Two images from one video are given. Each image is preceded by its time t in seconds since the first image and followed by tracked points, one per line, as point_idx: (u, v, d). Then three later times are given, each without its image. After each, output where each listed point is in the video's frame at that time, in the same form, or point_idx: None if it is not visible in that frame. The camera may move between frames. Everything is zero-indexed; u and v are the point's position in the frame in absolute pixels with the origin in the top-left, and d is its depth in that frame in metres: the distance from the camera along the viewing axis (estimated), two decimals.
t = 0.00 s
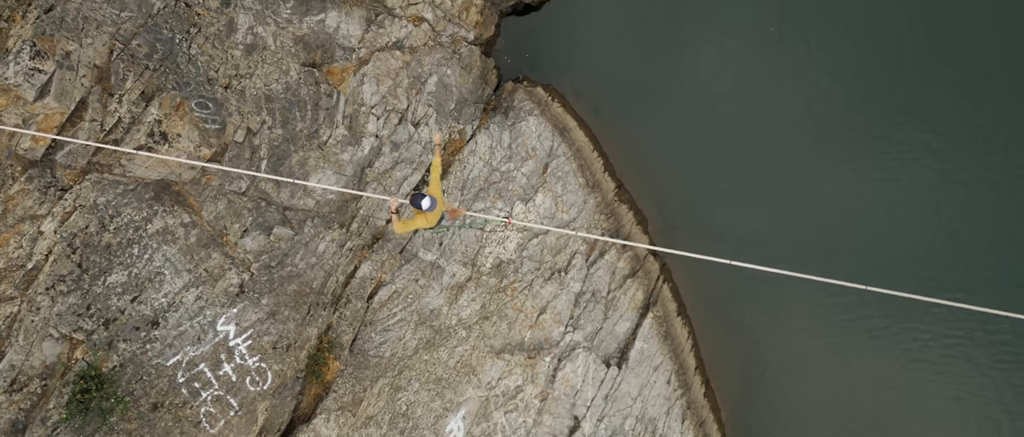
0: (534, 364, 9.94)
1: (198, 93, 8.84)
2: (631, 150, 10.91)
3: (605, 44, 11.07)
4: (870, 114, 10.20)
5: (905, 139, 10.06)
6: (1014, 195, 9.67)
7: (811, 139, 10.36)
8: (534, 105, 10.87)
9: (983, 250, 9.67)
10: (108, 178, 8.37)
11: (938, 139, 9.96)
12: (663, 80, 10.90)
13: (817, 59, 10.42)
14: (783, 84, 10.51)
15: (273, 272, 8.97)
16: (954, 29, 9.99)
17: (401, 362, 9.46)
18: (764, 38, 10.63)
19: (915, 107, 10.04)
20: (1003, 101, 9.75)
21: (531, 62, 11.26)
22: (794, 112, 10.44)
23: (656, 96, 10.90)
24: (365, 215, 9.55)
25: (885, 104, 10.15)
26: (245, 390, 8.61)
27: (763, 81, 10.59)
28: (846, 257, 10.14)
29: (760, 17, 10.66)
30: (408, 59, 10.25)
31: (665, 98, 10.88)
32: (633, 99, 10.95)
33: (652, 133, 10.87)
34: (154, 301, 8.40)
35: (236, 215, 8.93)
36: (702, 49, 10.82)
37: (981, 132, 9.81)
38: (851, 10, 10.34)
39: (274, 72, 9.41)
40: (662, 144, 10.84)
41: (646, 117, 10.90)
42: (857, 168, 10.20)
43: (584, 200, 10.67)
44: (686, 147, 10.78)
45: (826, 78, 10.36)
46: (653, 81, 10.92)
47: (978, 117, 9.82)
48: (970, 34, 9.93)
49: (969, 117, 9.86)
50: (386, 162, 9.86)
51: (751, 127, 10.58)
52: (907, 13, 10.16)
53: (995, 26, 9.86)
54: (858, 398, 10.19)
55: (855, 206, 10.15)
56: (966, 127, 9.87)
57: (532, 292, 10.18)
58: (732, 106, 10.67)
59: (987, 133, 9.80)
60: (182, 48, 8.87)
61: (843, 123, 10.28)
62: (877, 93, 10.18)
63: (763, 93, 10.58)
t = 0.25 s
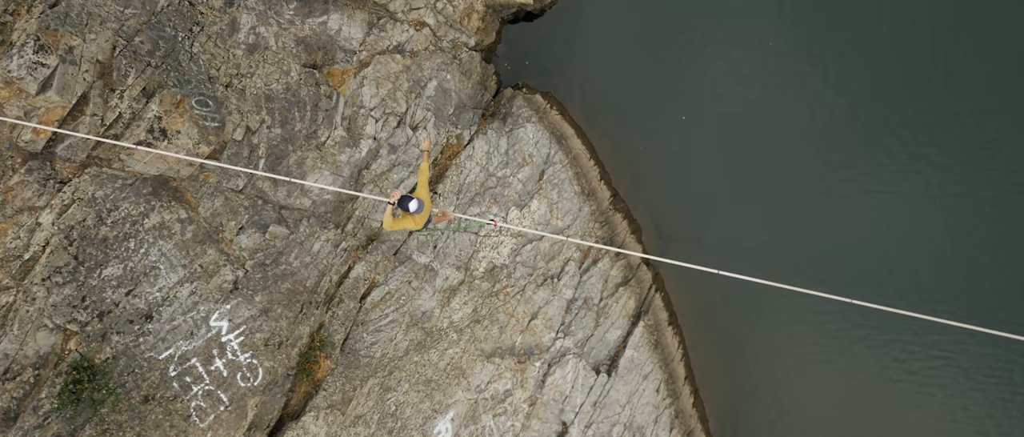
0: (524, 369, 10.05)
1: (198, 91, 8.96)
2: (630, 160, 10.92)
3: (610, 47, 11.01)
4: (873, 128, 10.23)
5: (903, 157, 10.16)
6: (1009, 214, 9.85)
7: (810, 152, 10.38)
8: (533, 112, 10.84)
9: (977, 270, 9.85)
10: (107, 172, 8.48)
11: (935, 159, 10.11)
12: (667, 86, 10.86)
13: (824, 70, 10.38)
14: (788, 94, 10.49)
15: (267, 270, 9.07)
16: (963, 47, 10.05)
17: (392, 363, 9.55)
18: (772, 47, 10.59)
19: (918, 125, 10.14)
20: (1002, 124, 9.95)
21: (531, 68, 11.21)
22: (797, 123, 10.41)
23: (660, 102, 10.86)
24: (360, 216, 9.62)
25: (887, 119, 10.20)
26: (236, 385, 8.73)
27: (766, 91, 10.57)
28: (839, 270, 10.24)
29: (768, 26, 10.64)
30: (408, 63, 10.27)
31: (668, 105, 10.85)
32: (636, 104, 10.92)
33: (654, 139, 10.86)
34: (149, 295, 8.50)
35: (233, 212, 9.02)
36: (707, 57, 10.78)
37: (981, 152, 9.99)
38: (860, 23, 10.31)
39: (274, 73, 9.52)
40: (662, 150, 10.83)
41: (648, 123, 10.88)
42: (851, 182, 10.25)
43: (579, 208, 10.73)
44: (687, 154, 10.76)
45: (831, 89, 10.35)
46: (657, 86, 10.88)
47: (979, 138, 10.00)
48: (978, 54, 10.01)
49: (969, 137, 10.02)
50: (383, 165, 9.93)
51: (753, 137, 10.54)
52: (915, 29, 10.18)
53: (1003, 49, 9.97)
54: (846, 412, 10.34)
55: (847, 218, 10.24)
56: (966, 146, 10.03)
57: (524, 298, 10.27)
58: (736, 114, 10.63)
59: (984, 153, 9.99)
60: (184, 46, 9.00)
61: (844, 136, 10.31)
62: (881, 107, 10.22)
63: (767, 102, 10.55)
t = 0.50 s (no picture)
0: (513, 375, 10.13)
1: (198, 91, 9.06)
2: (626, 170, 11.01)
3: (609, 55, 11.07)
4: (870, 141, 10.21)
5: (899, 170, 10.10)
6: (1005, 231, 9.71)
7: (805, 165, 10.42)
8: (530, 121, 10.90)
9: (970, 289, 9.75)
10: (105, 169, 8.59)
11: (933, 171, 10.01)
12: (666, 95, 10.95)
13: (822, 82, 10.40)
14: (785, 105, 10.54)
15: (260, 270, 9.17)
16: (963, 58, 9.95)
17: (382, 365, 9.64)
18: (770, 57, 10.63)
19: (916, 137, 10.07)
20: (1005, 136, 9.76)
21: (530, 77, 11.25)
22: (794, 135, 10.47)
23: (658, 111, 10.95)
24: (355, 219, 9.70)
25: (886, 131, 10.16)
26: (226, 383, 8.81)
27: (766, 102, 10.62)
28: (830, 285, 10.27)
29: (767, 37, 10.67)
30: (408, 69, 10.39)
31: (666, 114, 10.93)
32: (635, 112, 11.00)
33: (652, 149, 10.96)
34: (143, 290, 8.61)
35: (229, 212, 9.12)
36: (706, 67, 10.83)
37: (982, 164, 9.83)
38: (858, 34, 10.31)
39: (274, 74, 9.62)
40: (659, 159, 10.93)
41: (647, 132, 10.97)
42: (842, 195, 10.28)
43: (573, 217, 10.81)
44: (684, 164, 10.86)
45: (828, 101, 10.37)
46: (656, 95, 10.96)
47: (979, 151, 9.84)
48: (979, 65, 9.88)
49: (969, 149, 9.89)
50: (380, 168, 10.05)
51: (749, 148, 10.64)
52: (914, 40, 10.12)
53: (1004, 58, 9.82)
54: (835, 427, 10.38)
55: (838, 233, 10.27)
56: (966, 159, 9.90)
57: (515, 305, 10.35)
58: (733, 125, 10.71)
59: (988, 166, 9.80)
60: (186, 46, 9.10)
61: (840, 149, 10.32)
62: (879, 119, 10.18)
63: (765, 113, 10.60)
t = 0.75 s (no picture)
0: (501, 380, 10.25)
1: (198, 89, 9.16)
2: (624, 180, 11.07)
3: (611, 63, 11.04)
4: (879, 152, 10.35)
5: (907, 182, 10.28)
6: (989, 254, 10.13)
7: (812, 176, 10.48)
8: (528, 128, 10.96)
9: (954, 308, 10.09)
10: (103, 164, 8.68)
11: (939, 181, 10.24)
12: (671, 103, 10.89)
13: (825, 92, 10.47)
14: (791, 116, 10.54)
15: (253, 268, 9.26)
16: (966, 63, 10.12)
17: (372, 366, 9.75)
18: (772, 67, 10.59)
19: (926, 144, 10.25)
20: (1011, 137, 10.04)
21: (529, 85, 11.30)
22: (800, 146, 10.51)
23: (664, 120, 10.91)
24: (349, 220, 9.77)
25: (894, 140, 10.31)
26: (216, 379, 8.92)
27: (769, 113, 10.59)
28: (818, 302, 10.47)
29: (767, 46, 10.64)
30: (407, 73, 10.48)
31: (672, 122, 10.88)
32: (641, 121, 10.99)
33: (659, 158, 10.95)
34: (136, 285, 8.71)
35: (225, 210, 9.21)
36: (708, 75, 10.77)
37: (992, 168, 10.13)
38: (859, 47, 10.41)
39: (274, 76, 9.73)
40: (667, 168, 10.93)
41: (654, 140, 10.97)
42: (834, 210, 10.42)
43: (567, 225, 10.92)
44: (691, 172, 10.85)
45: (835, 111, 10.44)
46: (661, 103, 10.92)
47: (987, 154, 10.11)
48: (985, 65, 10.08)
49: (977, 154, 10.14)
50: (376, 171, 10.15)
51: (755, 159, 10.62)
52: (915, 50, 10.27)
53: (1006, 60, 10.04)
54: None
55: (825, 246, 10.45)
56: (976, 162, 10.15)
57: (506, 310, 10.44)
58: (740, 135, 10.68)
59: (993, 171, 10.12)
60: (187, 45, 9.23)
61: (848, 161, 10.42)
62: (887, 128, 10.32)
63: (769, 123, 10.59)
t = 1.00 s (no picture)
0: (490, 386, 10.33)
1: (197, 89, 9.28)
2: (619, 189, 11.16)
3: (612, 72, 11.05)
4: (881, 163, 10.29)
5: (908, 195, 10.27)
6: (981, 272, 10.09)
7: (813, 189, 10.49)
8: (524, 137, 11.06)
9: (943, 325, 10.10)
10: (100, 160, 8.79)
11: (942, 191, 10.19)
12: (672, 112, 10.91)
13: (825, 103, 10.42)
14: (792, 128, 10.51)
15: (247, 267, 9.36)
16: (965, 67, 10.04)
17: (361, 368, 9.84)
18: (772, 78, 10.59)
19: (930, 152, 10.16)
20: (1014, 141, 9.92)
21: (528, 94, 11.38)
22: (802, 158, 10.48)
23: (665, 129, 10.94)
24: (343, 223, 9.79)
25: (898, 150, 10.23)
26: (206, 376, 9.08)
27: (768, 122, 10.59)
28: (807, 317, 10.55)
29: (766, 58, 10.62)
30: (406, 79, 10.55)
31: (671, 130, 10.93)
32: (642, 129, 11.03)
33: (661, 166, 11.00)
34: (130, 280, 8.85)
35: (220, 209, 9.28)
36: (706, 83, 10.79)
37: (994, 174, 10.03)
38: (858, 57, 10.34)
39: (274, 77, 9.80)
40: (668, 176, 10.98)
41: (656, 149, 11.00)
42: (833, 229, 10.44)
43: (560, 233, 11.03)
44: (692, 180, 10.90)
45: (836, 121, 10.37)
46: (661, 111, 10.94)
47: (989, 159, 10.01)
48: (983, 70, 10.00)
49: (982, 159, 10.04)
50: (372, 175, 10.23)
51: (755, 171, 10.64)
52: (914, 57, 10.20)
53: (1005, 62, 9.95)
54: None
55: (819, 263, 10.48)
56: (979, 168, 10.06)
57: (498, 316, 10.50)
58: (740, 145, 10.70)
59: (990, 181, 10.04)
60: (188, 45, 9.31)
61: (850, 173, 10.36)
62: (891, 137, 10.22)
63: (770, 134, 10.59)
